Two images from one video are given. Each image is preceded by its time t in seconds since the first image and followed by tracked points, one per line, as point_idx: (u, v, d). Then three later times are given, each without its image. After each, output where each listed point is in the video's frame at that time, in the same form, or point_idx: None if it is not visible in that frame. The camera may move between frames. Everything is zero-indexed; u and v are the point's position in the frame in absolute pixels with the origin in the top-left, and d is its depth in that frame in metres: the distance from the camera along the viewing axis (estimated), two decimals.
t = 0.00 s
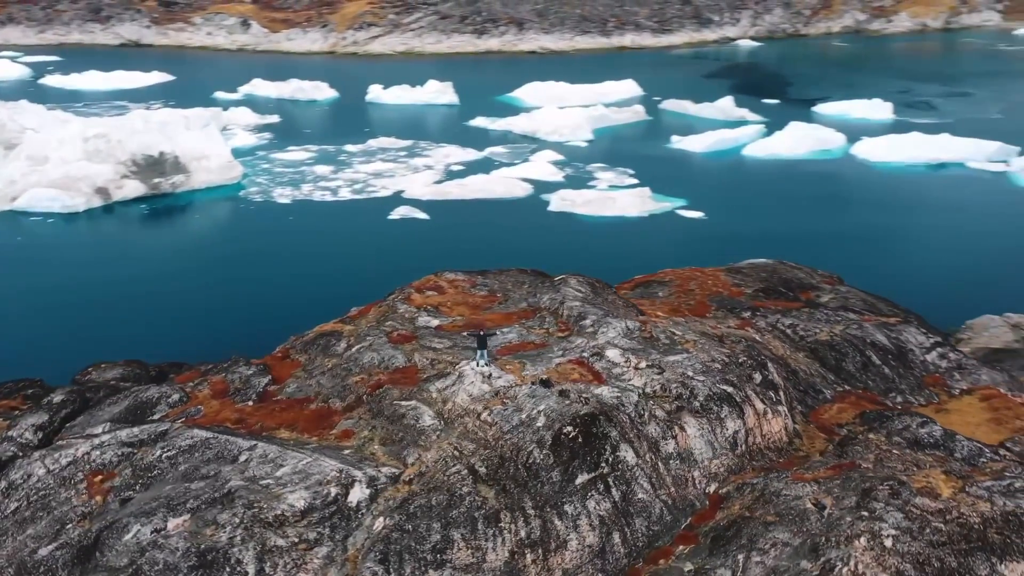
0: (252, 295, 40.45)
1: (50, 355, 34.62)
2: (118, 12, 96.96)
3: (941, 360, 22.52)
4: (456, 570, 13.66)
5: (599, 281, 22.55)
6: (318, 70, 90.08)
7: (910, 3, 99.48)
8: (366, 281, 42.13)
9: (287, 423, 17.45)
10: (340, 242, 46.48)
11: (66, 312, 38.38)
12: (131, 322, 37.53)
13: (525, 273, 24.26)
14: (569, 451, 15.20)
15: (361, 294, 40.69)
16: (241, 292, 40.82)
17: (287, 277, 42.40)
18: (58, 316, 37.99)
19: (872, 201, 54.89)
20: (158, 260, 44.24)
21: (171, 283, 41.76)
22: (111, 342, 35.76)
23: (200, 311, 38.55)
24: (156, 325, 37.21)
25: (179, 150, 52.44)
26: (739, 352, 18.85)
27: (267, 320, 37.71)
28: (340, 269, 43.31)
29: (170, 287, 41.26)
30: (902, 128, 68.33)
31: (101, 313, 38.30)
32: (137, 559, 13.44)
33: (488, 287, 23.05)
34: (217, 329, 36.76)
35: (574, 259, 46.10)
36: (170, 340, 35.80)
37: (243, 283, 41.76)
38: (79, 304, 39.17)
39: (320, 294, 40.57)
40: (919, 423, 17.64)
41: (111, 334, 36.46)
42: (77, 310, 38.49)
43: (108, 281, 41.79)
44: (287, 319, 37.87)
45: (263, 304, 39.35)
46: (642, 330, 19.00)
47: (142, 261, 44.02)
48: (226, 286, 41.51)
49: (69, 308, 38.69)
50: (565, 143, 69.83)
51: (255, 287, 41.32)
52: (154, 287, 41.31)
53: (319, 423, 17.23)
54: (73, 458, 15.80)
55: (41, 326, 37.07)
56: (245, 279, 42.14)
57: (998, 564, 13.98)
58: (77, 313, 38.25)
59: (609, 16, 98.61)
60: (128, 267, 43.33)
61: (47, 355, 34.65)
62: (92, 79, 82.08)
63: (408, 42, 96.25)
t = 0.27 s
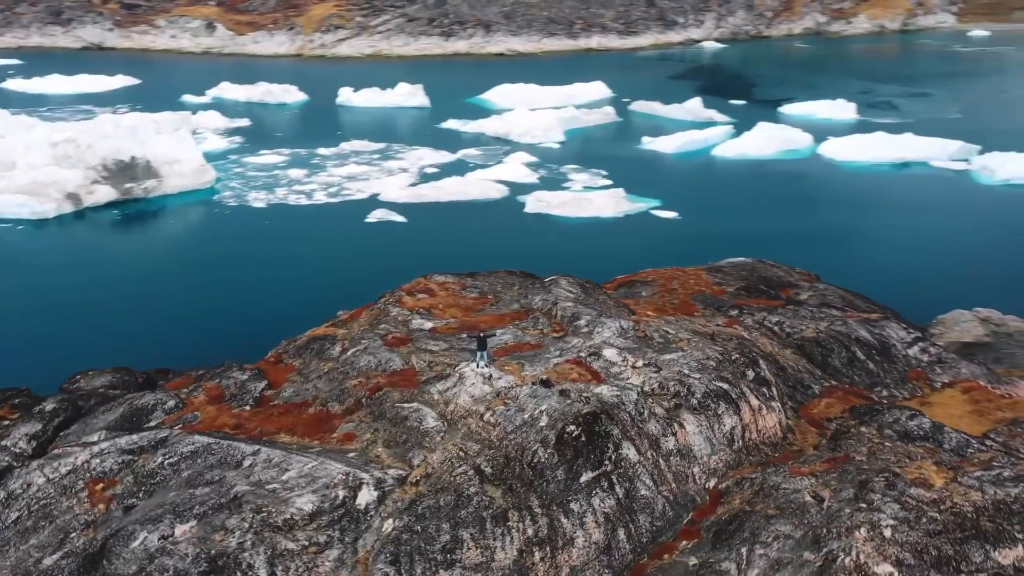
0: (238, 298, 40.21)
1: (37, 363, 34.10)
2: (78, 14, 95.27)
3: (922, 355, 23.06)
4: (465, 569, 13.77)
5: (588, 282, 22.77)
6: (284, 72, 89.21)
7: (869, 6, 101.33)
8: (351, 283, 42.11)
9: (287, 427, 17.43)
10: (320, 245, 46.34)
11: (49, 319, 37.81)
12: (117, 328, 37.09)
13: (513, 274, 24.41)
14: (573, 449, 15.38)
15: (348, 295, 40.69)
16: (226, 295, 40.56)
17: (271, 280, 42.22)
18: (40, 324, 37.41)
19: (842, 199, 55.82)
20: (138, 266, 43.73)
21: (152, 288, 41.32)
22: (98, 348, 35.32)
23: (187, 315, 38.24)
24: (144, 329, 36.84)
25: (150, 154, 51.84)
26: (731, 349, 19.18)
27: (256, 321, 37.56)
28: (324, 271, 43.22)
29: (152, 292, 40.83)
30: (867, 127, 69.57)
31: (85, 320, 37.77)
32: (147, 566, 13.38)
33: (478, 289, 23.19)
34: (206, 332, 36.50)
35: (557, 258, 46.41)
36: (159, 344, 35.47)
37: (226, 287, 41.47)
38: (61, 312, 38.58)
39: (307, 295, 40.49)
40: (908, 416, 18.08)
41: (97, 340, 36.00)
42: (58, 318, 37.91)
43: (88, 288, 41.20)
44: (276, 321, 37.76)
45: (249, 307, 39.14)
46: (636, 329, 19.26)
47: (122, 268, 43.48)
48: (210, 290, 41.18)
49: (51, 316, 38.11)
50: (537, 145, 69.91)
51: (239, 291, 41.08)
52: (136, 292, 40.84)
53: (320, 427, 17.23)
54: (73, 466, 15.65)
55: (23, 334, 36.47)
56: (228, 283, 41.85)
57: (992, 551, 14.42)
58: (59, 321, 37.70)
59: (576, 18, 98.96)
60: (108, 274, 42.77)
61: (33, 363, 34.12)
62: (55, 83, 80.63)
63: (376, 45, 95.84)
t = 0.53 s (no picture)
0: (228, 302, 40.05)
1: (21, 371, 33.53)
2: (32, 17, 93.25)
3: (902, 349, 23.63)
4: (477, 568, 13.92)
5: (576, 283, 22.99)
6: (245, 76, 88.28)
7: (823, 8, 103.32)
8: (340, 286, 42.19)
9: (286, 432, 17.40)
10: (304, 249, 46.24)
11: (22, 327, 37.23)
12: (110, 334, 36.69)
13: (500, 277, 24.59)
14: (577, 448, 15.59)
15: (340, 296, 40.86)
16: (208, 300, 40.28)
17: (258, 284, 42.13)
18: (29, 332, 36.77)
19: (808, 197, 56.83)
20: (122, 273, 43.20)
21: (139, 294, 40.90)
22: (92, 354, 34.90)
23: (179, 320, 37.98)
24: (137, 335, 36.53)
25: (117, 160, 51.43)
26: (723, 347, 19.54)
27: (251, 325, 37.52)
28: (310, 274, 43.19)
29: (139, 299, 40.41)
30: (828, 127, 70.89)
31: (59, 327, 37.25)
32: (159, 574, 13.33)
33: (467, 292, 23.31)
34: (202, 336, 36.35)
35: (543, 259, 46.80)
36: (155, 349, 35.22)
37: (207, 291, 41.19)
38: (47, 320, 38.01)
39: (297, 298, 40.52)
40: (896, 409, 18.58)
41: (90, 347, 35.58)
42: (46, 327, 37.37)
43: (70, 296, 40.61)
44: (271, 323, 37.76)
45: (234, 311, 38.96)
46: (630, 329, 19.55)
47: (104, 276, 42.90)
48: (198, 294, 40.90)
49: (39, 324, 37.53)
50: (505, 147, 69.96)
51: (228, 295, 40.90)
52: (123, 299, 40.39)
53: (320, 432, 17.23)
54: (74, 476, 15.51)
55: (12, 343, 35.84)
56: (215, 287, 41.63)
57: (985, 537, 14.91)
58: (48, 330, 37.15)
59: (538, 21, 99.31)
60: (91, 281, 42.22)
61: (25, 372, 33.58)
62: (10, 87, 78.97)
63: (339, 48, 95.31)
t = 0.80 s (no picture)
0: (219, 305, 39.92)
1: None
2: None
3: (879, 343, 24.26)
4: (489, 568, 14.07)
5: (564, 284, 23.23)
6: (202, 80, 87.06)
7: (774, 10, 105.33)
8: (322, 288, 42.15)
9: (286, 439, 17.35)
10: (281, 253, 46.05)
11: None
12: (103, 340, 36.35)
13: (486, 279, 24.76)
14: (581, 447, 15.83)
15: (331, 296, 41.02)
16: (181, 306, 39.82)
17: (246, 288, 42.02)
18: (19, 342, 36.20)
19: (772, 195, 57.88)
20: (90, 282, 42.49)
21: (126, 299, 40.49)
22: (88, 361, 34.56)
23: (171, 324, 37.79)
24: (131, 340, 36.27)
25: (79, 166, 50.33)
26: (713, 344, 19.93)
27: (246, 328, 37.52)
28: (298, 276, 43.19)
29: (119, 305, 39.92)
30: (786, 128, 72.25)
31: (29, 337, 36.59)
32: None
33: (454, 294, 23.44)
34: (198, 339, 36.24)
35: (528, 258, 47.29)
36: (151, 354, 35.02)
37: (179, 297, 40.71)
38: (36, 329, 37.48)
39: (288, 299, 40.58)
40: (883, 401, 19.12)
41: (85, 354, 35.19)
42: (35, 336, 36.82)
43: (56, 304, 40.08)
44: (265, 326, 37.81)
45: (209, 317, 38.58)
46: (622, 329, 19.85)
47: (86, 283, 42.36)
48: (171, 300, 40.39)
49: (29, 333, 37.00)
50: (471, 150, 70.12)
51: (218, 298, 40.74)
52: (110, 305, 39.99)
53: (321, 437, 17.21)
54: (75, 487, 15.34)
55: (3, 354, 35.31)
56: (202, 291, 41.42)
57: (976, 523, 15.48)
58: (38, 337, 36.64)
59: (496, 24, 99.60)
60: (74, 289, 41.66)
61: (20, 382, 33.11)
62: None
63: (297, 51, 94.52)
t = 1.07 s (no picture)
0: (217, 308, 39.78)
1: None
2: None
3: (862, 338, 24.71)
4: (499, 566, 14.19)
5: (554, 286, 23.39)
6: (168, 83, 85.85)
7: (737, 12, 106.61)
8: (305, 290, 41.99)
9: (286, 443, 17.32)
10: (260, 256, 45.75)
11: None
12: (102, 346, 36.02)
13: (476, 281, 24.83)
14: (585, 445, 16.03)
15: (329, 297, 41.09)
16: (162, 310, 39.45)
17: (234, 291, 41.77)
18: None
19: (744, 194, 58.62)
20: (66, 288, 41.92)
21: (106, 305, 40.01)
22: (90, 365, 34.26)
23: (170, 328, 37.57)
24: (132, 345, 36.02)
25: (48, 172, 49.45)
26: (706, 342, 20.21)
27: (247, 330, 37.46)
28: (279, 279, 43.00)
29: (99, 311, 39.47)
30: (754, 127, 73.11)
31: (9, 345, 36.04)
32: None
33: (445, 296, 23.49)
34: (200, 342, 36.11)
35: (509, 258, 47.51)
36: (154, 357, 34.82)
37: (160, 301, 40.32)
38: (31, 335, 37.01)
39: (286, 301, 40.57)
40: (872, 395, 19.53)
41: (85, 358, 34.86)
42: (31, 342, 36.39)
43: (49, 310, 39.60)
44: (266, 328, 37.80)
45: (192, 321, 38.29)
46: (616, 328, 20.08)
47: (78, 288, 41.88)
48: (151, 305, 39.98)
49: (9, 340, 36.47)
50: (444, 152, 69.86)
51: (198, 301, 40.41)
52: (105, 309, 39.63)
53: (322, 440, 17.19)
54: (78, 496, 15.22)
55: None
56: (198, 294, 41.21)
57: (968, 512, 15.94)
58: (35, 344, 36.19)
59: (463, 25, 99.61)
60: (66, 294, 41.19)
61: (22, 389, 32.70)
62: None
63: (263, 53, 93.65)
